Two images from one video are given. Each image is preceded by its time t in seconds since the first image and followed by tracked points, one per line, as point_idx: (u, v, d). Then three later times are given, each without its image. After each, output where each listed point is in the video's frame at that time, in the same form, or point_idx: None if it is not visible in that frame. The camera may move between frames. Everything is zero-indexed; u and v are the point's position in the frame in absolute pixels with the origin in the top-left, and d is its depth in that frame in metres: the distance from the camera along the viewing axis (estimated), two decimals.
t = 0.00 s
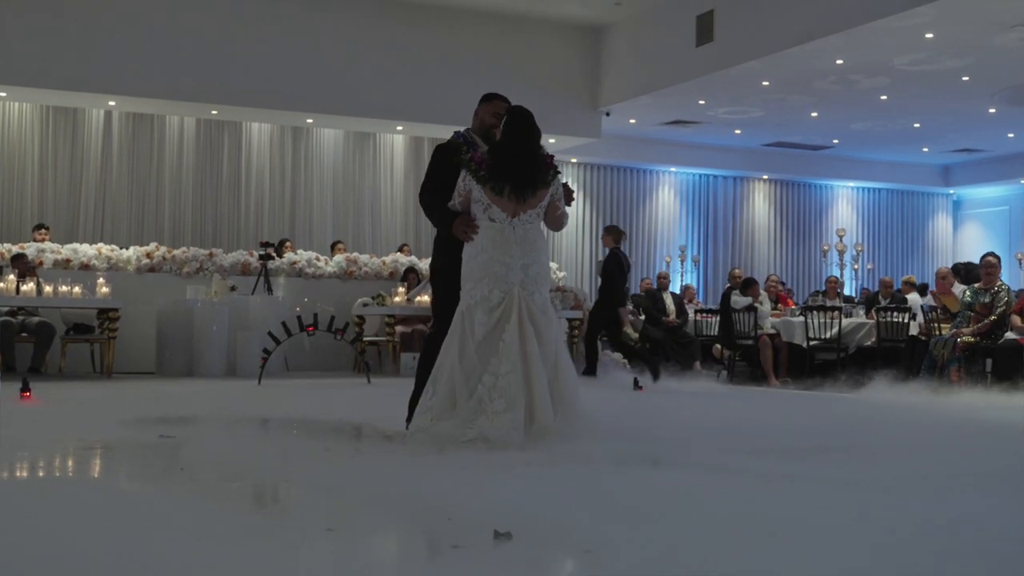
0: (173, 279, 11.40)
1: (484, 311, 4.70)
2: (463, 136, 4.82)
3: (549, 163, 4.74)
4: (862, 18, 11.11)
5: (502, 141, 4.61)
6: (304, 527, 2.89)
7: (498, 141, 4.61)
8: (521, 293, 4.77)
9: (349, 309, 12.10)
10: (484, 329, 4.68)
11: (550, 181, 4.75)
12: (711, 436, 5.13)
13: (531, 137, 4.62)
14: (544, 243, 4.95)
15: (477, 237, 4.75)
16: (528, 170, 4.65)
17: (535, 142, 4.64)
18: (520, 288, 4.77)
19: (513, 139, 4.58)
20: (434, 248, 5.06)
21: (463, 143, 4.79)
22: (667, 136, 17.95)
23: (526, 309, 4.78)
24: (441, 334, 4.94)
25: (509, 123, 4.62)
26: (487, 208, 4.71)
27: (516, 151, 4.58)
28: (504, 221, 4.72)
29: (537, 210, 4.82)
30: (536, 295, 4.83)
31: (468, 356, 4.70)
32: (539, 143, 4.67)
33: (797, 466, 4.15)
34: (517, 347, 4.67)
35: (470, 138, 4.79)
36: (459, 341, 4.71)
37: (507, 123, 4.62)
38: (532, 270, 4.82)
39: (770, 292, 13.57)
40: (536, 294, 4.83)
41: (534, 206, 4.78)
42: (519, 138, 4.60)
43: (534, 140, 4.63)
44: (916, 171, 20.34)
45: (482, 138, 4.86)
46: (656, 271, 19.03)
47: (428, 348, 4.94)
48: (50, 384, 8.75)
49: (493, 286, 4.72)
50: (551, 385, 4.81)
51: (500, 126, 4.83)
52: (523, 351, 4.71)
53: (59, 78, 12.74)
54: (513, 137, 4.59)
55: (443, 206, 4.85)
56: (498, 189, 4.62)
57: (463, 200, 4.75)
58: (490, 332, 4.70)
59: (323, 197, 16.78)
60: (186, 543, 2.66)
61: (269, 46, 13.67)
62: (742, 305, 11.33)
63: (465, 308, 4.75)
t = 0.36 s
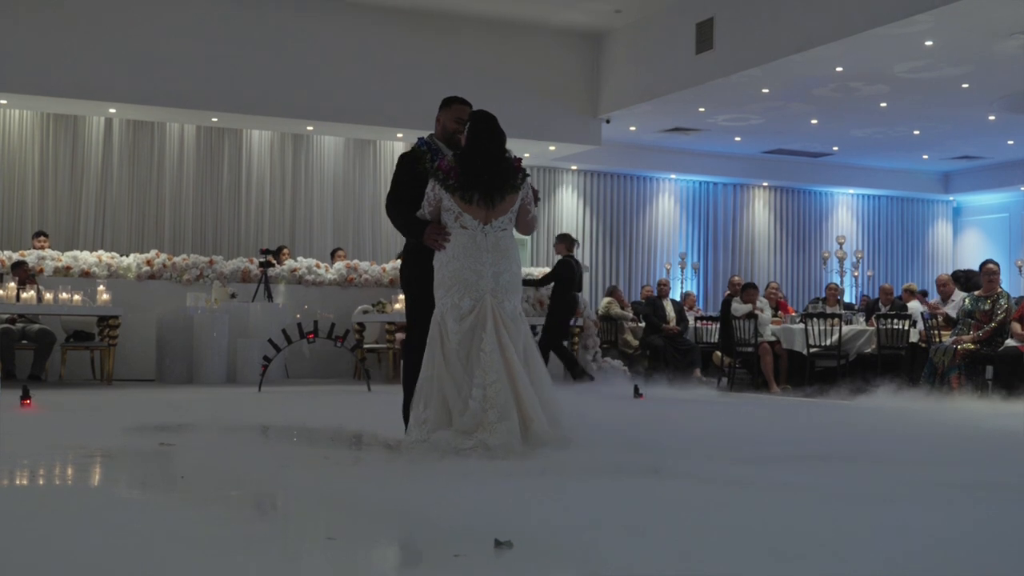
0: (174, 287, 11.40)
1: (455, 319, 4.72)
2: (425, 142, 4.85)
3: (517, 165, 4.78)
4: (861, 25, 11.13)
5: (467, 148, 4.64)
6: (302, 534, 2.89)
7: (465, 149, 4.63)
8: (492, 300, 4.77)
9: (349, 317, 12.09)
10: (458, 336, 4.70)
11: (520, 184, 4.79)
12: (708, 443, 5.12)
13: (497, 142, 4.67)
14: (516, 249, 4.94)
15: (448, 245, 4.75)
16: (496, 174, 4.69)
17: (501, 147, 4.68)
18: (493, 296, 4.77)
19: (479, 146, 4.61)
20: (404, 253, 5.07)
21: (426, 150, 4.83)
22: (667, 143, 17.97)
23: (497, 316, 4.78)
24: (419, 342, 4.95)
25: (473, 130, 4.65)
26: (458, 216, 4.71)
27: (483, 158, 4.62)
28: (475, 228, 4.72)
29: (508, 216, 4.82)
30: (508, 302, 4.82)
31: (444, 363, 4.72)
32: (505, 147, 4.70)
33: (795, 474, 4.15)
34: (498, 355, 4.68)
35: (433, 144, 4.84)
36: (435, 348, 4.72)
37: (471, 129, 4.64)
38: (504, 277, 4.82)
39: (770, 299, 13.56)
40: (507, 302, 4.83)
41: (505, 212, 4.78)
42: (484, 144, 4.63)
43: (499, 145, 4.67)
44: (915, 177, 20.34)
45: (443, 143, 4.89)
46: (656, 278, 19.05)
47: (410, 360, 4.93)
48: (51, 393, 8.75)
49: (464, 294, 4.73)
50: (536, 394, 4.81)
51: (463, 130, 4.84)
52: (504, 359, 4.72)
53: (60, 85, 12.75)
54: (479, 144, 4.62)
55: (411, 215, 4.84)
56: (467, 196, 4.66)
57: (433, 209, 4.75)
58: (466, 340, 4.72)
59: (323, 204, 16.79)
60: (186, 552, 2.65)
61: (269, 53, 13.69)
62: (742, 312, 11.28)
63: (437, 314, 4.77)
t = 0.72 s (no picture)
0: (173, 288, 11.40)
1: (450, 321, 4.71)
2: (410, 144, 4.83)
3: (507, 165, 4.74)
4: (861, 27, 11.14)
5: (456, 150, 4.61)
6: (302, 535, 2.89)
7: (454, 150, 4.60)
8: (487, 300, 4.77)
9: (349, 318, 12.09)
10: (453, 339, 4.69)
11: (511, 184, 4.76)
12: (708, 445, 5.12)
13: (485, 142, 4.65)
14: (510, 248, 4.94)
15: (441, 247, 4.74)
16: (486, 174, 4.65)
17: (490, 147, 4.66)
18: (487, 297, 4.77)
19: (469, 146, 4.59)
20: (393, 257, 5.03)
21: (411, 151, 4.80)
22: (666, 145, 17.97)
23: (493, 316, 4.79)
24: (415, 346, 4.94)
25: (462, 131, 4.63)
26: (450, 217, 4.71)
27: (472, 158, 4.60)
28: (467, 229, 4.73)
29: (500, 215, 4.81)
30: (502, 302, 4.83)
31: (440, 365, 4.71)
32: (494, 147, 4.68)
33: (793, 476, 4.15)
34: (490, 355, 4.67)
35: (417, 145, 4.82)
36: (430, 352, 4.72)
37: (459, 130, 4.62)
38: (498, 277, 4.82)
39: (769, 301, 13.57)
40: (502, 301, 4.83)
41: (497, 210, 4.77)
42: (473, 145, 4.61)
43: (488, 145, 4.65)
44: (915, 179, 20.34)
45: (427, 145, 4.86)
46: (656, 280, 19.03)
47: (405, 364, 4.91)
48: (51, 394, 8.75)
49: (459, 296, 4.73)
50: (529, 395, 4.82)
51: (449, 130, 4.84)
52: (498, 360, 4.72)
53: (60, 87, 12.76)
54: (468, 145, 4.60)
55: (401, 219, 4.82)
56: (458, 197, 4.64)
57: (424, 212, 4.74)
58: (461, 342, 4.71)
59: (323, 206, 16.79)
60: (187, 553, 2.66)
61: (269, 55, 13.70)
62: (742, 314, 11.25)
63: (433, 317, 4.76)
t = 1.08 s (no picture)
0: (173, 289, 11.40)
1: (449, 323, 4.71)
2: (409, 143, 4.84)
3: (504, 165, 4.76)
4: (861, 28, 11.14)
5: (454, 150, 4.63)
6: (300, 535, 2.90)
7: (452, 151, 4.62)
8: (485, 301, 4.76)
9: (349, 319, 12.09)
10: (451, 341, 4.69)
11: (508, 183, 4.78)
12: (707, 446, 5.12)
13: (484, 142, 4.66)
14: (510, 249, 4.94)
15: (440, 249, 4.75)
16: (484, 175, 4.67)
17: (489, 149, 4.67)
18: (485, 297, 4.77)
19: (467, 146, 4.60)
20: (391, 260, 5.00)
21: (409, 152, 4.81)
22: (666, 146, 17.97)
23: (492, 317, 4.78)
24: (415, 348, 4.94)
25: (461, 131, 4.64)
26: (447, 218, 4.72)
27: (470, 158, 4.61)
28: (465, 229, 4.73)
29: (497, 215, 4.82)
30: (502, 302, 4.82)
31: (439, 366, 4.71)
32: (492, 148, 4.69)
33: (793, 477, 4.15)
34: (488, 356, 4.67)
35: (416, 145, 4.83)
36: (429, 354, 4.73)
37: (458, 130, 4.64)
38: (496, 277, 4.81)
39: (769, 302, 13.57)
40: (501, 302, 4.82)
41: (495, 210, 4.79)
42: (471, 145, 4.62)
43: (487, 145, 4.66)
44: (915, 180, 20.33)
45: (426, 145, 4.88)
46: (656, 281, 19.03)
47: (405, 366, 4.91)
48: (51, 395, 8.74)
49: (456, 297, 4.73)
50: (527, 396, 4.82)
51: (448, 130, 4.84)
52: (496, 361, 4.71)
53: (60, 88, 12.77)
54: (466, 145, 4.61)
55: (400, 220, 4.83)
56: (455, 197, 4.65)
57: (423, 213, 4.75)
58: (459, 343, 4.71)
59: (323, 208, 16.79)
60: (187, 552, 2.67)
61: (269, 56, 13.71)
62: (742, 315, 11.27)
63: (432, 319, 4.76)
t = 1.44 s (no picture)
0: (173, 291, 11.41)
1: (455, 323, 4.69)
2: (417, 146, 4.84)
3: (513, 168, 4.76)
4: (862, 29, 11.14)
5: (464, 152, 4.63)
6: (300, 536, 2.91)
7: (461, 152, 4.62)
8: (492, 301, 4.75)
9: (348, 321, 12.09)
10: (457, 341, 4.68)
11: (516, 187, 4.78)
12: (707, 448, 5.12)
13: (494, 145, 4.66)
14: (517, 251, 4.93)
15: (449, 250, 4.72)
16: (493, 177, 4.66)
17: (499, 152, 4.67)
18: (492, 297, 4.76)
19: (477, 148, 4.60)
20: (396, 259, 4.96)
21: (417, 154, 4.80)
22: (666, 147, 17.97)
23: (498, 317, 4.77)
24: (417, 348, 4.92)
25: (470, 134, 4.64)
26: (456, 219, 4.71)
27: (480, 161, 4.61)
28: (473, 230, 4.72)
29: (506, 217, 4.81)
30: (508, 303, 4.81)
31: (443, 365, 4.70)
32: (501, 151, 4.69)
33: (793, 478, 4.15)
34: (492, 356, 4.66)
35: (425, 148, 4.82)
36: (434, 353, 4.71)
37: (467, 133, 4.64)
38: (503, 278, 4.80)
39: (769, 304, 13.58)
40: (508, 303, 4.80)
41: (503, 212, 4.78)
42: (481, 148, 4.62)
43: (496, 148, 4.66)
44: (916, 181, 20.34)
45: (434, 148, 4.88)
46: (656, 282, 19.04)
47: (407, 365, 4.91)
48: (51, 396, 8.73)
49: (463, 297, 4.71)
50: (529, 398, 4.81)
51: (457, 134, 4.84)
52: (499, 361, 4.71)
53: (60, 90, 12.77)
54: (476, 147, 4.61)
55: (409, 222, 4.81)
56: (464, 198, 4.65)
57: (433, 214, 4.75)
58: (463, 343, 4.70)
59: (323, 209, 16.80)
60: (188, 553, 2.67)
61: (269, 58, 13.71)
62: (742, 316, 11.24)
63: (438, 319, 4.74)
